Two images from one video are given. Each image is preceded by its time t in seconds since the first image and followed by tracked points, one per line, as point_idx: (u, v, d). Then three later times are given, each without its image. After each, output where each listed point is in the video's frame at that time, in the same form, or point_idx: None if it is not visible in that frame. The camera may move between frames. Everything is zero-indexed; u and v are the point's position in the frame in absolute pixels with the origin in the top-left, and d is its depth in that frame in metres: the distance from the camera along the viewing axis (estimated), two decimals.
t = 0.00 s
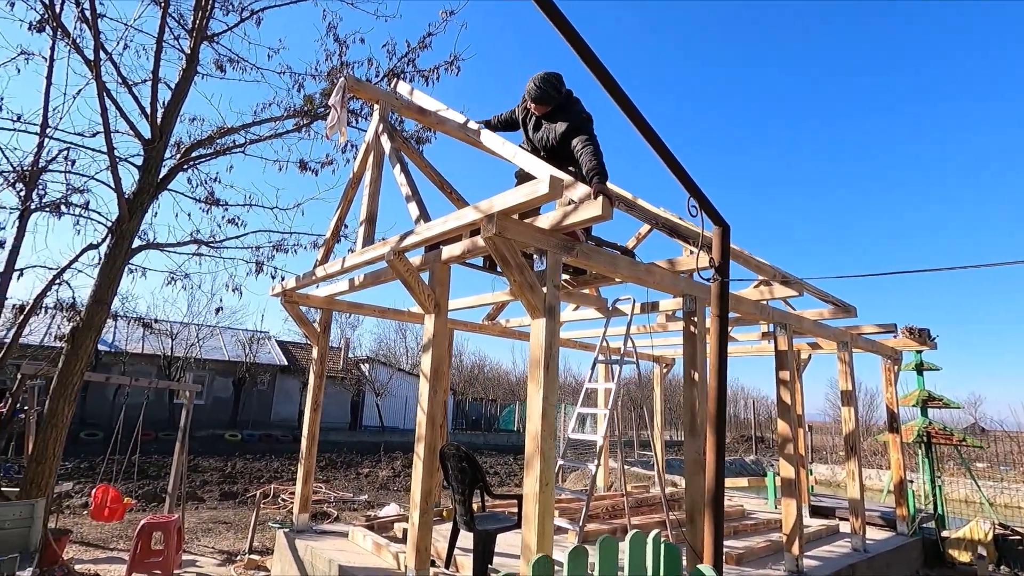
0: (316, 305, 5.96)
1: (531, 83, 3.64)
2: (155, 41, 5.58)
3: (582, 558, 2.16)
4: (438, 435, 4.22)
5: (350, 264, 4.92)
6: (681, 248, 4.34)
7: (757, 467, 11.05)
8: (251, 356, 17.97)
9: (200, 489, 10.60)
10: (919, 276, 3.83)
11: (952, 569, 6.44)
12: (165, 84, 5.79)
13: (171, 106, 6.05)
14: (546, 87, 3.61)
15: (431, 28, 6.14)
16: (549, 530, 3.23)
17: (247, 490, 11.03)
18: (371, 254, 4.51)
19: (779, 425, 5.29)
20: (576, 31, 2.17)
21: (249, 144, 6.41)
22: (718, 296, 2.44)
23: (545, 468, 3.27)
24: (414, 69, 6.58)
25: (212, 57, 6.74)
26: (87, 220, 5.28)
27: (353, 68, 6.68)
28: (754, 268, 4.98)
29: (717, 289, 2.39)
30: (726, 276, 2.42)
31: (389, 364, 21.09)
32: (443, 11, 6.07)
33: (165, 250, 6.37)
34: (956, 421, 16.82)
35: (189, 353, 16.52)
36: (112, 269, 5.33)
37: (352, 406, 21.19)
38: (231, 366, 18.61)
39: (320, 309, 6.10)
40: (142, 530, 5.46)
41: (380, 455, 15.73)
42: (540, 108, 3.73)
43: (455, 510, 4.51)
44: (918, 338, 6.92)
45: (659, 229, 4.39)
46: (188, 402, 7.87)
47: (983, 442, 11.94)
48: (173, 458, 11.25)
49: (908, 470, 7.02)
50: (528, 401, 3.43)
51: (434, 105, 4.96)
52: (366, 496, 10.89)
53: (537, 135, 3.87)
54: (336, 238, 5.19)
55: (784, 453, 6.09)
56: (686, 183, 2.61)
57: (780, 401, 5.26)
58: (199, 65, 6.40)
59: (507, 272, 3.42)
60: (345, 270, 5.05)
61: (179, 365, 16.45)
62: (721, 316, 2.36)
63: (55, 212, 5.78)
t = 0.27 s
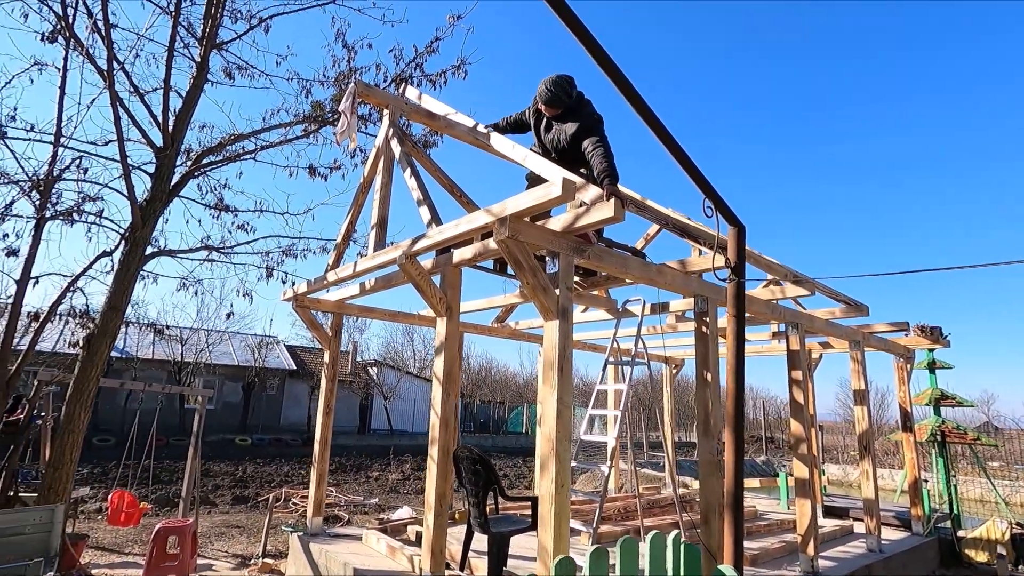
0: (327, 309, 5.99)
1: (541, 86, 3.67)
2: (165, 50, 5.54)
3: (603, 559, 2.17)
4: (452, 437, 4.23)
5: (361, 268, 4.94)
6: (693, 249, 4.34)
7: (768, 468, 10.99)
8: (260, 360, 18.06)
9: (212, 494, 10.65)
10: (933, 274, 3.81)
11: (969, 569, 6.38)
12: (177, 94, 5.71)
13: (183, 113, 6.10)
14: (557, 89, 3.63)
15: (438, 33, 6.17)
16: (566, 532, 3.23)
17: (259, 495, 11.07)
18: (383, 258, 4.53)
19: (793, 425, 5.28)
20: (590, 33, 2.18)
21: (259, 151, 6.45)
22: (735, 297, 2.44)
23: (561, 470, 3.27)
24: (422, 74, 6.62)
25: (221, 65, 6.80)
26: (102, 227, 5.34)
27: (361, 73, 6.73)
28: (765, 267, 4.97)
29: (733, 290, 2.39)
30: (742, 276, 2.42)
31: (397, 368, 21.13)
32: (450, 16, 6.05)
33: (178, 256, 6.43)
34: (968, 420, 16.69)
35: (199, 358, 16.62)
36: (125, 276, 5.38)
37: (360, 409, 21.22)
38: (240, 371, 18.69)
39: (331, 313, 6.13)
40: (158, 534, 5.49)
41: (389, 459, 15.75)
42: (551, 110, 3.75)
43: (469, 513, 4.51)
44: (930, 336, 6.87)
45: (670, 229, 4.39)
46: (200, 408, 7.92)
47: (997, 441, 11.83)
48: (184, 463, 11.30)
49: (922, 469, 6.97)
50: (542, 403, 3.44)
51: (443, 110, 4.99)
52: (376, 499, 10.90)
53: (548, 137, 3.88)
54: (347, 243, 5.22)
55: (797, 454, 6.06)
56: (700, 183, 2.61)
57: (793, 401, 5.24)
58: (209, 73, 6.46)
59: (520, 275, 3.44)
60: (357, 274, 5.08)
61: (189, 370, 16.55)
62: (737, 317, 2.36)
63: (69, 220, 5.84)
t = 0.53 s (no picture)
0: (339, 315, 6.03)
1: (555, 96, 3.73)
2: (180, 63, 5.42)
3: (628, 562, 2.20)
4: (467, 442, 4.26)
5: (375, 274, 4.99)
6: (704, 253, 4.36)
7: (778, 470, 10.97)
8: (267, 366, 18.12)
9: (222, 499, 10.69)
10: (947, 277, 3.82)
11: (983, 571, 6.36)
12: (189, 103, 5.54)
13: (196, 122, 6.17)
14: (571, 98, 3.69)
15: (448, 41, 6.22)
16: (583, 536, 3.26)
17: (268, 500, 11.10)
18: (397, 264, 4.58)
19: (805, 428, 5.29)
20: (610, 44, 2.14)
21: (270, 158, 6.51)
22: (753, 302, 2.46)
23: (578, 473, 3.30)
24: (431, 81, 6.68)
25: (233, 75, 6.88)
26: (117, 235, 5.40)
27: (371, 80, 6.79)
28: (776, 270, 4.98)
29: (752, 296, 2.43)
30: (760, 282, 2.45)
31: (403, 373, 21.17)
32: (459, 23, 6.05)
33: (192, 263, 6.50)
34: (978, 422, 16.60)
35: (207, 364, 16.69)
36: (141, 284, 5.43)
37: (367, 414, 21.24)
38: (248, 376, 18.76)
39: (343, 319, 6.17)
40: (173, 540, 5.54)
41: (396, 463, 15.76)
42: (565, 119, 3.81)
43: (484, 516, 4.54)
44: (940, 337, 6.85)
45: (681, 234, 4.42)
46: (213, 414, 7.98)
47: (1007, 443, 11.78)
48: (194, 469, 11.35)
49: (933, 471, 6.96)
50: (559, 407, 3.47)
51: (454, 117, 5.04)
52: (386, 504, 10.93)
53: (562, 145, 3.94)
54: (360, 249, 5.27)
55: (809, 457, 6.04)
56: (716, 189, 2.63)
57: (805, 404, 5.25)
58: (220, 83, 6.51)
59: (536, 281, 3.47)
60: (370, 280, 5.12)
61: (197, 376, 16.62)
62: (756, 322, 2.38)
63: (83, 229, 5.91)
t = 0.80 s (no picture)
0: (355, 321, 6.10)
1: (573, 106, 3.80)
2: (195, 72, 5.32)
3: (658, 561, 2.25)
4: (486, 445, 4.31)
5: (393, 280, 5.06)
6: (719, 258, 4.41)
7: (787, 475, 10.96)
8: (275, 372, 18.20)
9: (233, 505, 10.74)
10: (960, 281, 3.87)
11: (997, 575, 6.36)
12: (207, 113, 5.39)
13: (213, 132, 6.27)
14: (588, 108, 3.76)
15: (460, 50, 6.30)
16: (605, 538, 3.30)
17: (278, 505, 11.15)
18: (416, 270, 4.65)
19: (818, 432, 5.31)
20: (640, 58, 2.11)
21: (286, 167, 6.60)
22: (775, 306, 2.52)
23: (599, 475, 3.35)
24: (443, 90, 6.77)
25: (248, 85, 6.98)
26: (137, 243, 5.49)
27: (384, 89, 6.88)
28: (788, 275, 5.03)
29: (774, 300, 2.48)
30: (782, 286, 2.51)
31: (410, 379, 21.22)
32: (472, 33, 6.10)
33: (208, 270, 6.58)
34: (988, 427, 16.56)
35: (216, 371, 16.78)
36: (159, 291, 5.50)
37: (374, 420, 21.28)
38: (256, 383, 18.84)
39: (358, 325, 6.24)
40: (191, 544, 5.59)
41: (404, 469, 15.78)
42: (583, 129, 3.88)
43: (502, 520, 4.58)
44: (950, 341, 6.86)
45: (696, 239, 4.47)
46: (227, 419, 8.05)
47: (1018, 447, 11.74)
48: (205, 475, 11.40)
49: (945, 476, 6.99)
50: (579, 411, 3.52)
51: (469, 125, 5.11)
52: (396, 509, 10.96)
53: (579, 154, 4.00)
54: (377, 256, 5.34)
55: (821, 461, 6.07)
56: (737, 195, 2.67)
57: (818, 408, 5.29)
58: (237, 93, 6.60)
59: (556, 286, 3.54)
60: (387, 286, 5.19)
61: (206, 383, 16.69)
62: (779, 326, 2.44)
63: (102, 237, 5.99)
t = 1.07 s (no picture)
0: (369, 326, 6.12)
1: (592, 113, 3.83)
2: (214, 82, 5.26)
3: (687, 564, 2.26)
4: (502, 451, 4.32)
5: (409, 286, 5.09)
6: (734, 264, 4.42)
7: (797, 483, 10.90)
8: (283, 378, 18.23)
9: (243, 510, 10.75)
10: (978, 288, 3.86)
11: None
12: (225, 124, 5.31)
13: (229, 139, 6.32)
14: (609, 116, 3.78)
15: (474, 59, 6.35)
16: (626, 544, 3.30)
17: (287, 511, 11.15)
18: (432, 276, 4.67)
19: (833, 439, 5.30)
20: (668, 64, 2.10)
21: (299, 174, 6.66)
22: (800, 311, 2.53)
23: (620, 481, 3.35)
24: (455, 98, 6.83)
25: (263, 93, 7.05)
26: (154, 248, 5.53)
27: (398, 97, 6.93)
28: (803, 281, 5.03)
29: (800, 305, 2.49)
30: (807, 291, 2.52)
31: (417, 384, 21.22)
32: (485, 42, 6.13)
33: (223, 275, 6.64)
34: (1000, 435, 16.41)
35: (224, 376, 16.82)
36: (176, 296, 5.55)
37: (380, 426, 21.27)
38: (263, 389, 18.88)
39: (372, 330, 6.26)
40: (205, 548, 5.60)
41: (411, 475, 15.75)
42: (603, 136, 3.90)
43: (517, 526, 4.58)
44: (964, 348, 6.82)
45: (711, 245, 4.48)
46: (239, 424, 8.08)
47: None
48: (214, 480, 11.41)
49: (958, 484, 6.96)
50: (598, 416, 3.52)
51: (484, 131, 5.15)
52: (404, 515, 10.93)
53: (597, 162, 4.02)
54: (392, 262, 5.37)
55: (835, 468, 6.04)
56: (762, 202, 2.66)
57: (833, 415, 5.27)
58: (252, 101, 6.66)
59: (576, 292, 3.55)
60: (403, 292, 5.22)
61: (214, 388, 16.74)
62: (805, 331, 2.44)
63: (118, 244, 6.04)
